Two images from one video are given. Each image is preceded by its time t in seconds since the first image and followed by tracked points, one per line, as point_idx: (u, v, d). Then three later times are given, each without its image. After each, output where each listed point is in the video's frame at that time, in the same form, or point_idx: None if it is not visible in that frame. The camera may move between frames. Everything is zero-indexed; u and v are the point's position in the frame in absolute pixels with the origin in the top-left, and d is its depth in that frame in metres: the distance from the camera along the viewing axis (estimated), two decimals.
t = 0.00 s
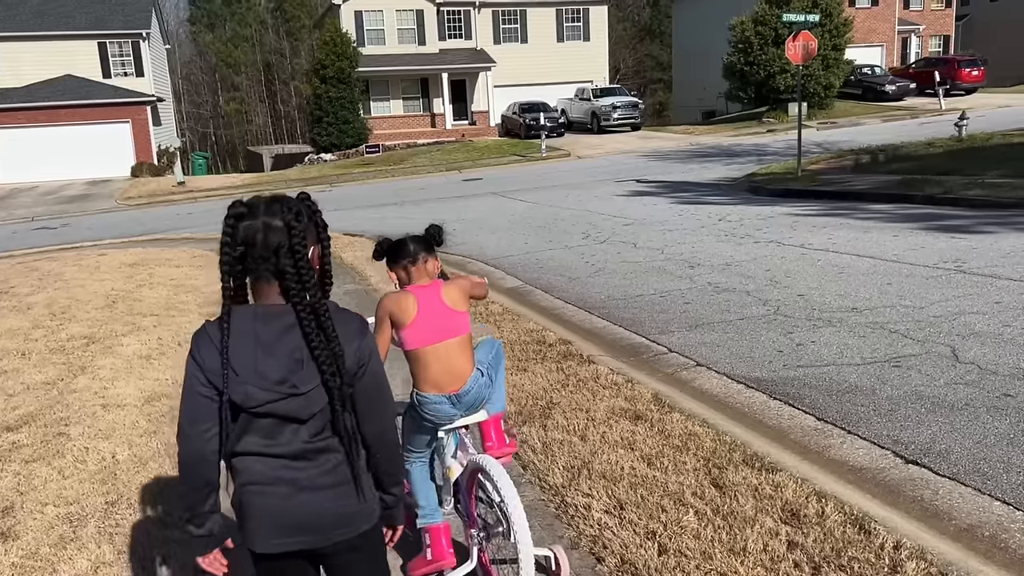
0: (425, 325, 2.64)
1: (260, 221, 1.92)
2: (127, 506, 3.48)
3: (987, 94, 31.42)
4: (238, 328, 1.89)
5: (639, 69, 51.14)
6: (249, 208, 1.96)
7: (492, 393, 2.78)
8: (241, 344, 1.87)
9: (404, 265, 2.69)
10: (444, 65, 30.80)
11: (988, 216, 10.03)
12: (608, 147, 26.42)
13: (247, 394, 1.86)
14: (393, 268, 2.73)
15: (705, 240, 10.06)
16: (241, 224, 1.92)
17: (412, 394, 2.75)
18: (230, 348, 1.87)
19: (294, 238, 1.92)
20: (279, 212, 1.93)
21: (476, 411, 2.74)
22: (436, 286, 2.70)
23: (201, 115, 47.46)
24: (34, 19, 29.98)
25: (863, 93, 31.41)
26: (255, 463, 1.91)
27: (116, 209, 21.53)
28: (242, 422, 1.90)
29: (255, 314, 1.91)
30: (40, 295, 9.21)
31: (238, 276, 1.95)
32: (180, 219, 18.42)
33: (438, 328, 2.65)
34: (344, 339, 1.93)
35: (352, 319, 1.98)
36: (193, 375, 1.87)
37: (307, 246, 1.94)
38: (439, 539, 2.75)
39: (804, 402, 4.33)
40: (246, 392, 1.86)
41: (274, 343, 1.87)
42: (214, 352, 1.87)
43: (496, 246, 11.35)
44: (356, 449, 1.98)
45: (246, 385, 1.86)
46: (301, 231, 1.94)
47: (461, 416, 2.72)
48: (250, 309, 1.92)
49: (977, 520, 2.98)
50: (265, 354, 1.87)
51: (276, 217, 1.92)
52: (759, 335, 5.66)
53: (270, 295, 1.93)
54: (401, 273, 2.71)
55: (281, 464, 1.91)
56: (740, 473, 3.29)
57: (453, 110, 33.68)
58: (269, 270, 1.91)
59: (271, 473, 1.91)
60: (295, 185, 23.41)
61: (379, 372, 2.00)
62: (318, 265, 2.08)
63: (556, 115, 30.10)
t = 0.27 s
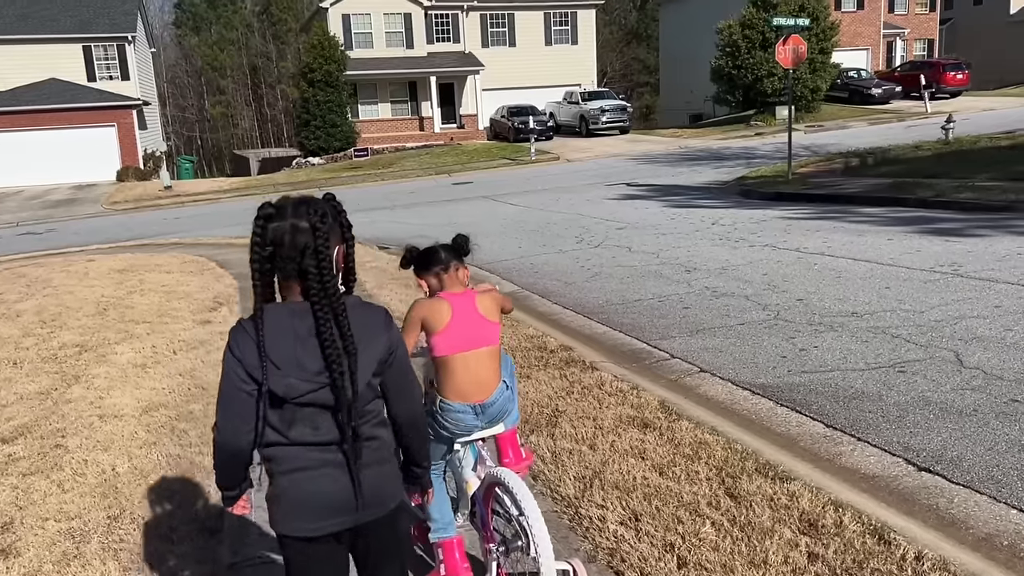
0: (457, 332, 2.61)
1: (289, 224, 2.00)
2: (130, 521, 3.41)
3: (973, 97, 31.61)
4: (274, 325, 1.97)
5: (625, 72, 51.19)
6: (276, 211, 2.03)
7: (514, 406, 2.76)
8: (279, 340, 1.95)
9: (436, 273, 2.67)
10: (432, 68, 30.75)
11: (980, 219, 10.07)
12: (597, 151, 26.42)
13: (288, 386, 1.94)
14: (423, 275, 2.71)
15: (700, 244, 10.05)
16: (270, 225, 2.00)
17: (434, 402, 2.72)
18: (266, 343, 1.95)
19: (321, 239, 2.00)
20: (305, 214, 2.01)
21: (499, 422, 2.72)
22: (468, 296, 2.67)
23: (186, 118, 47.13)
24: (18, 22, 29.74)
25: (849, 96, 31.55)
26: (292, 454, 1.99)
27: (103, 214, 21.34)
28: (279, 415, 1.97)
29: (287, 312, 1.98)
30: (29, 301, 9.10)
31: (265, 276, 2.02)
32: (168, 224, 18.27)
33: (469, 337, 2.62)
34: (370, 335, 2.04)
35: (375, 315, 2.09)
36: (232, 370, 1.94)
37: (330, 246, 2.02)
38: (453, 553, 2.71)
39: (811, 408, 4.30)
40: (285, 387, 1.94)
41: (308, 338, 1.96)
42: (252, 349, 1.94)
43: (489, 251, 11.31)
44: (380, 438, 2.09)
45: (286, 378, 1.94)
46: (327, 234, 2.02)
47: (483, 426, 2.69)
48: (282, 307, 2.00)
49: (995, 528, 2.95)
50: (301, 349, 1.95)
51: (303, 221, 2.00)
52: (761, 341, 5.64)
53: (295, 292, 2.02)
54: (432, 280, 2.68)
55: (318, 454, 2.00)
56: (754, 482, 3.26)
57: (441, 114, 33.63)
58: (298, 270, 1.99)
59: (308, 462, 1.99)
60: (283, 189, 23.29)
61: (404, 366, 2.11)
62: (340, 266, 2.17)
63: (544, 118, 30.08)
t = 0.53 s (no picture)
0: (474, 343, 2.57)
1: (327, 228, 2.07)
2: (125, 532, 3.34)
3: (958, 101, 31.82)
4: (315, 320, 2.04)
5: (614, 76, 51.25)
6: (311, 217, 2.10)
7: (521, 423, 2.74)
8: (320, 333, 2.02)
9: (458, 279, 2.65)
10: (420, 72, 30.72)
11: (971, 222, 10.10)
12: (587, 154, 26.43)
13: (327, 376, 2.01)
14: (443, 281, 2.69)
15: (692, 247, 10.04)
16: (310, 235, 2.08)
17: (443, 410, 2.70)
18: (306, 339, 2.01)
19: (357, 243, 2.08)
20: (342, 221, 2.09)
21: (506, 436, 2.71)
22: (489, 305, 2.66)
23: (173, 122, 46.88)
24: (3, 25, 29.55)
25: (837, 99, 31.68)
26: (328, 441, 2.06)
27: (89, 218, 21.18)
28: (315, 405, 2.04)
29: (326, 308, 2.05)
30: (16, 307, 9.00)
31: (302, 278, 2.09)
32: (156, 228, 18.15)
33: (487, 349, 2.59)
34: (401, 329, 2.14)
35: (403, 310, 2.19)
36: (274, 361, 2.00)
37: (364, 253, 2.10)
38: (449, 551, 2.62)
39: (811, 413, 4.28)
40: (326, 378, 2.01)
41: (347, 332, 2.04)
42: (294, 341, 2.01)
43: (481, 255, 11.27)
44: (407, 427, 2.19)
45: (325, 369, 2.01)
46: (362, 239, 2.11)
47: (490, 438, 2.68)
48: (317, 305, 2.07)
49: (1001, 535, 2.93)
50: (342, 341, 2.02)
51: (340, 226, 2.08)
52: (758, 345, 5.62)
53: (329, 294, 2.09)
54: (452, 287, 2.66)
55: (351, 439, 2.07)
56: (758, 489, 3.22)
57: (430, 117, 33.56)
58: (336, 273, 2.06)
59: (344, 449, 2.07)
60: (271, 193, 23.18)
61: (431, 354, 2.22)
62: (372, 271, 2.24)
63: (533, 122, 30.07)
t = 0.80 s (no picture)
0: (472, 347, 2.50)
1: (321, 216, 2.14)
2: (109, 543, 3.25)
3: (948, 104, 31.93)
4: (310, 302, 2.11)
5: (604, 79, 51.22)
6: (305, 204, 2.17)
7: (520, 429, 2.66)
8: (314, 314, 2.09)
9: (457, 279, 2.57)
10: (411, 74, 30.64)
11: (964, 225, 10.09)
12: (577, 157, 26.39)
13: (316, 353, 2.08)
14: (443, 279, 2.60)
15: (685, 250, 9.99)
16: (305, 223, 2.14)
17: (439, 416, 2.62)
18: (299, 317, 2.09)
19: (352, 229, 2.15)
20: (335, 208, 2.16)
21: (505, 441, 2.62)
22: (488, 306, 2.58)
23: (162, 124, 46.57)
24: None
25: (827, 102, 31.75)
26: (319, 419, 2.13)
27: (76, 221, 21.00)
28: (306, 383, 2.10)
29: (319, 291, 2.12)
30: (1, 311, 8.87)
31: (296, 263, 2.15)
32: (144, 231, 18.00)
33: (485, 352, 2.52)
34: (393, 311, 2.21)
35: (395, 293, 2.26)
36: (268, 339, 2.07)
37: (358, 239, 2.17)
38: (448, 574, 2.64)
39: (809, 419, 4.22)
40: (320, 357, 2.09)
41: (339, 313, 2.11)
42: (288, 323, 2.08)
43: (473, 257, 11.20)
44: (397, 408, 2.26)
45: (317, 347, 2.08)
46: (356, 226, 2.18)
47: (488, 446, 2.60)
48: (310, 288, 2.14)
49: (1006, 543, 2.87)
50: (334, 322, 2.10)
51: (333, 214, 2.15)
52: (753, 348, 5.57)
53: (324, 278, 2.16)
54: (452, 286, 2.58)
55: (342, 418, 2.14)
56: (758, 497, 3.16)
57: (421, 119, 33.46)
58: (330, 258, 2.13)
59: (334, 429, 2.14)
60: (261, 196, 23.06)
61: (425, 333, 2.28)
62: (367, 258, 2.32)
63: (524, 125, 30.02)
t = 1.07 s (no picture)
0: (458, 355, 2.42)
1: (275, 219, 2.22)
2: (87, 558, 3.14)
3: (942, 106, 31.90)
4: (259, 304, 2.23)
5: (599, 80, 51.13)
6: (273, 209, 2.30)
7: (510, 440, 2.58)
8: (259, 315, 2.21)
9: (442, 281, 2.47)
10: (405, 75, 30.52)
11: (961, 227, 10.02)
12: (572, 158, 26.29)
13: (258, 356, 2.18)
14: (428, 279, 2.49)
15: (680, 252, 9.90)
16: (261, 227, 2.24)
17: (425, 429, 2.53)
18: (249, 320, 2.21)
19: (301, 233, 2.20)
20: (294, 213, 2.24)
21: (495, 454, 2.54)
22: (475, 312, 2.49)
23: (155, 124, 46.33)
24: None
25: (821, 104, 31.71)
26: (259, 420, 2.23)
27: (68, 222, 20.82)
28: (257, 383, 2.23)
29: (267, 294, 2.22)
30: None
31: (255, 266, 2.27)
32: (135, 232, 17.83)
33: (470, 361, 2.44)
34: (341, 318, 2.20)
35: (350, 302, 2.25)
36: (228, 337, 2.26)
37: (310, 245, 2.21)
38: None
39: (809, 427, 4.13)
40: (256, 359, 2.19)
41: (280, 316, 2.19)
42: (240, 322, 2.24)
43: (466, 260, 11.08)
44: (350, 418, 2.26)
45: (257, 349, 2.18)
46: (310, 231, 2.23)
47: (478, 461, 2.52)
48: (269, 289, 2.25)
49: (1015, 560, 2.77)
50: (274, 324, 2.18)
51: (288, 218, 2.21)
52: (750, 354, 5.47)
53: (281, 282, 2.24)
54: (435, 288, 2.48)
55: (276, 423, 2.21)
56: (759, 510, 3.06)
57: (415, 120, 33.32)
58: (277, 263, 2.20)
59: (277, 431, 2.21)
60: (253, 197, 22.92)
61: (377, 344, 2.22)
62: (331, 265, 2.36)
63: (519, 125, 29.92)
